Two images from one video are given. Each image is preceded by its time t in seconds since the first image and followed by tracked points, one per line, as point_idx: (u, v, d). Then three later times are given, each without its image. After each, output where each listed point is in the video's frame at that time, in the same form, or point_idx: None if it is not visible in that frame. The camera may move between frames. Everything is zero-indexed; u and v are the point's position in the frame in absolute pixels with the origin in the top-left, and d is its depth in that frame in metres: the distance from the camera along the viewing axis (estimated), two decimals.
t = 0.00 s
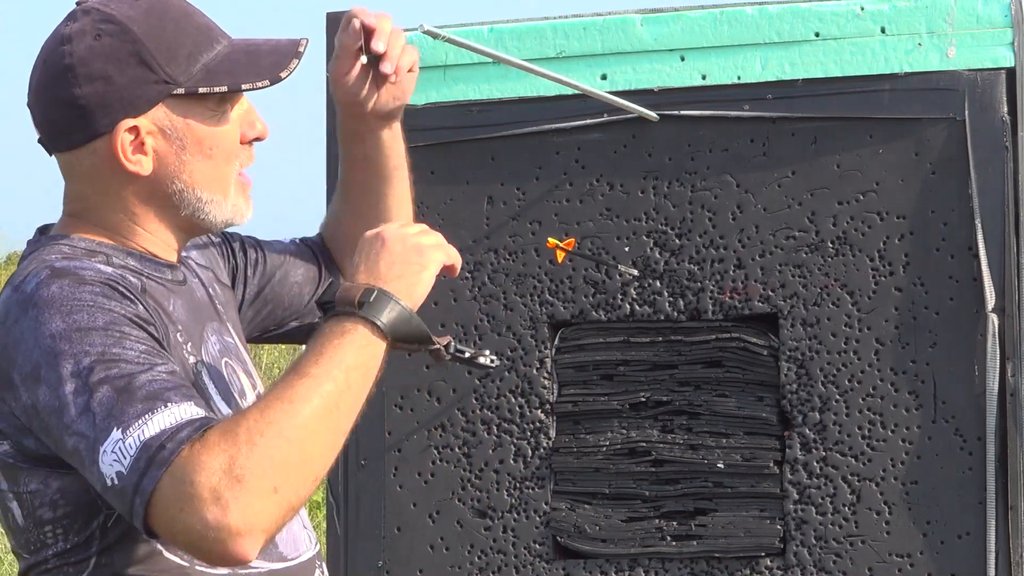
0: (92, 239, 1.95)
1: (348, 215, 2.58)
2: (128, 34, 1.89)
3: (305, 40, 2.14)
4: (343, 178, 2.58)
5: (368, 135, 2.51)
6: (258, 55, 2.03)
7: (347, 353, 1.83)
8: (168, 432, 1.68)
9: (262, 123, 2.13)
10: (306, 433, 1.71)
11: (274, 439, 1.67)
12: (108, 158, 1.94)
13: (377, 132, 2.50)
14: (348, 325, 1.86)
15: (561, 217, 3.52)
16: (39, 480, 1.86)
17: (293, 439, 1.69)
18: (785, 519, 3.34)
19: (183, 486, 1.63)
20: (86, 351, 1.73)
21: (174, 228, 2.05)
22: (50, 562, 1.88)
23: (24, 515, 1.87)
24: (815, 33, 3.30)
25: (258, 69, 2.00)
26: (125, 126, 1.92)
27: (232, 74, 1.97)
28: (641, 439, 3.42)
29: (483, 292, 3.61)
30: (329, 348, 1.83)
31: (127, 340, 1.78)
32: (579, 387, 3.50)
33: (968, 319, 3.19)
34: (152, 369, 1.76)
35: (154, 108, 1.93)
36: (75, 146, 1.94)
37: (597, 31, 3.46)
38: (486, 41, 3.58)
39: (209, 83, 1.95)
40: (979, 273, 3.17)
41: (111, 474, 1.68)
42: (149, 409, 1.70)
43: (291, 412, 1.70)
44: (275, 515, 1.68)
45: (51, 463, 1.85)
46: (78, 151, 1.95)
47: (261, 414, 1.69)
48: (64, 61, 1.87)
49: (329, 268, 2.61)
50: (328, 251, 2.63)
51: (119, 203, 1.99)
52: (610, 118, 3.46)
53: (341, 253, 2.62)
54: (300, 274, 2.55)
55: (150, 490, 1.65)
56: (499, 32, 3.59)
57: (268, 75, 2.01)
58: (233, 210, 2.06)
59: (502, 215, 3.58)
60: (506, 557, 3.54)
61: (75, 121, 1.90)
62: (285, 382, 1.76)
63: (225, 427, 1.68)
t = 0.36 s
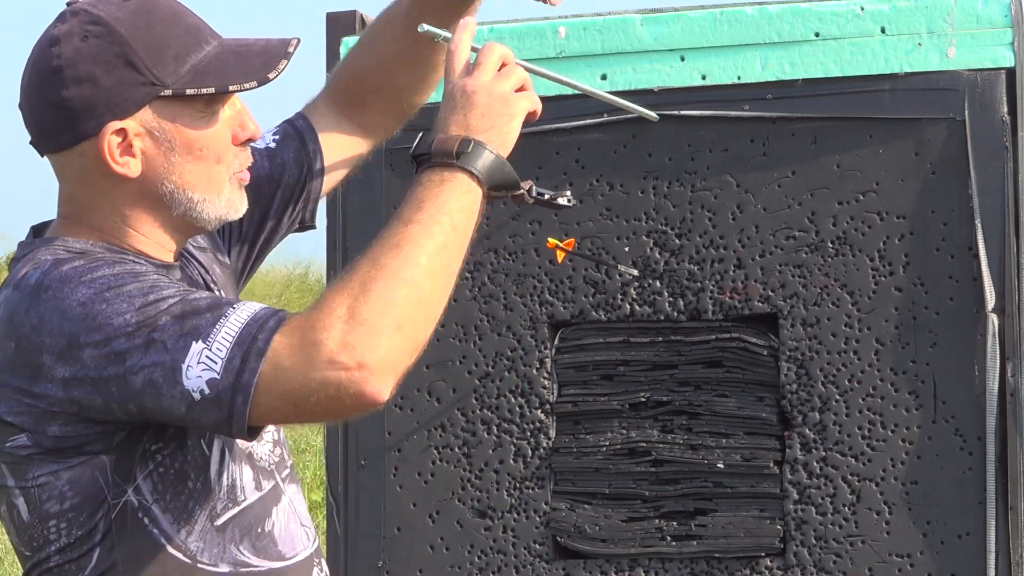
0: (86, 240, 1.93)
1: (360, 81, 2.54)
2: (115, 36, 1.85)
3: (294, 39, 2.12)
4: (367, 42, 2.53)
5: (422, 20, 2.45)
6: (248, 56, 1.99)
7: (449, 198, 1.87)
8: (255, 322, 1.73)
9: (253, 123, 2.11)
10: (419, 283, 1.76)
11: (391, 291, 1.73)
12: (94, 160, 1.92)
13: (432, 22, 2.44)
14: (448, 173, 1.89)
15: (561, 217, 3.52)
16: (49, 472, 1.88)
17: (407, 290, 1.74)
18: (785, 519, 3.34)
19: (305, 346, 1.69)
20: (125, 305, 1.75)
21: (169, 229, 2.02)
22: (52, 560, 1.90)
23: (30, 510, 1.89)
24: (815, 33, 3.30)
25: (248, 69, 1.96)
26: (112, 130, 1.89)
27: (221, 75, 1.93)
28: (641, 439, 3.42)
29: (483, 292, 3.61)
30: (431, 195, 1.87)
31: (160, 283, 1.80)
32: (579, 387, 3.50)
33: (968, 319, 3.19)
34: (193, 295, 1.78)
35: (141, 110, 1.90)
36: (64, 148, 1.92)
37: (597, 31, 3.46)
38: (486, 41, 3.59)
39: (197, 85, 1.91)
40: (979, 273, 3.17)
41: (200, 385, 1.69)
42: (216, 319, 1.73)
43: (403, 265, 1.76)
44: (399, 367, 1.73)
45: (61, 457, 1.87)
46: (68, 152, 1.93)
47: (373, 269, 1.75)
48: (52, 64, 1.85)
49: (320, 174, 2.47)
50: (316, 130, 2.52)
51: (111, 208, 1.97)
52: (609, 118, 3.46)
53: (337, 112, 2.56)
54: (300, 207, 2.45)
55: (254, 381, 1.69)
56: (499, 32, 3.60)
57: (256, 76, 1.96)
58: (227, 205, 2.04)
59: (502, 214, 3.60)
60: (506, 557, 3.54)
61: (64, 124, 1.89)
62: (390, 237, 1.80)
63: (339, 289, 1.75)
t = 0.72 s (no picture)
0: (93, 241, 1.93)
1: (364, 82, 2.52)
2: (123, 38, 1.85)
3: (301, 42, 2.11)
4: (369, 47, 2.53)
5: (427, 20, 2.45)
6: (255, 59, 1.99)
7: (460, 212, 1.92)
8: (276, 326, 1.75)
9: (259, 125, 2.12)
10: (437, 292, 1.80)
11: (413, 300, 1.76)
12: (104, 163, 1.92)
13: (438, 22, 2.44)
14: (455, 185, 1.96)
15: (561, 217, 3.52)
16: (58, 473, 1.86)
17: (424, 298, 1.78)
18: (785, 519, 3.34)
19: (330, 355, 1.71)
20: (143, 307, 1.75)
21: (173, 230, 2.03)
22: (60, 560, 1.89)
23: (37, 510, 1.88)
24: (815, 33, 3.30)
25: (254, 72, 1.96)
26: (120, 132, 1.89)
27: (228, 78, 1.93)
28: (641, 439, 3.42)
29: (483, 292, 3.61)
30: (443, 208, 1.91)
31: (177, 284, 1.80)
32: (579, 387, 3.50)
33: (968, 319, 3.19)
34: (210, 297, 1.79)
35: (149, 113, 1.90)
36: (70, 151, 1.92)
37: (597, 31, 3.47)
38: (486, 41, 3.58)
39: (205, 88, 1.91)
40: (979, 273, 3.17)
41: (219, 388, 1.71)
42: (236, 322, 1.75)
43: (419, 274, 1.80)
44: (418, 373, 1.76)
45: (71, 457, 1.86)
46: (74, 153, 1.93)
47: (390, 278, 1.78)
48: (58, 66, 1.85)
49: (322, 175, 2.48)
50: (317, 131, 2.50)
51: (116, 210, 1.97)
52: (609, 118, 3.46)
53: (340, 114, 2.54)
54: (301, 208, 2.45)
55: (274, 385, 1.71)
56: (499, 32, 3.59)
57: (264, 79, 1.97)
58: (231, 208, 2.04)
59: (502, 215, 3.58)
60: (506, 557, 3.54)
61: (70, 126, 1.88)
62: (404, 247, 1.84)
63: (355, 296, 1.77)
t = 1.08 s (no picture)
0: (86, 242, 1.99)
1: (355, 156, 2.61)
2: (108, 42, 1.89)
3: (289, 36, 2.14)
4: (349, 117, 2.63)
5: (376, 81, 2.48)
6: (244, 55, 2.03)
7: (419, 222, 1.99)
8: (253, 336, 1.81)
9: (254, 121, 2.15)
10: (404, 303, 1.87)
11: (382, 312, 1.83)
12: (95, 167, 1.97)
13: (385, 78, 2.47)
14: (416, 200, 2.02)
15: (561, 217, 3.52)
16: (45, 478, 1.91)
17: (392, 309, 1.85)
18: (785, 519, 3.34)
19: (304, 366, 1.77)
20: (122, 313, 1.80)
21: (172, 230, 2.07)
22: (53, 563, 1.94)
23: (29, 514, 1.93)
24: (815, 33, 3.30)
25: (241, 70, 2.00)
26: (110, 136, 1.94)
27: (216, 78, 1.98)
28: (641, 439, 3.42)
29: (483, 292, 3.61)
30: (403, 219, 1.98)
31: (158, 291, 1.86)
32: (579, 387, 3.51)
33: (968, 319, 3.19)
34: (188, 305, 1.85)
35: (136, 116, 1.95)
36: (64, 157, 1.97)
37: (597, 31, 3.46)
38: (486, 41, 3.58)
39: (192, 88, 1.95)
40: (979, 273, 3.17)
41: (195, 396, 1.76)
42: (213, 330, 1.81)
43: (385, 287, 1.86)
44: (392, 383, 1.82)
45: (58, 462, 1.91)
46: (66, 158, 1.98)
47: (357, 291, 1.85)
48: (47, 72, 1.89)
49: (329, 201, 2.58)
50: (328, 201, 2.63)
51: (114, 210, 2.01)
52: (609, 118, 3.46)
53: (343, 191, 2.65)
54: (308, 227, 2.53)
55: (249, 393, 1.77)
56: (499, 33, 3.58)
57: (250, 75, 2.00)
58: (234, 204, 2.08)
59: (502, 215, 3.58)
60: (506, 557, 3.54)
61: (61, 131, 1.93)
62: (369, 261, 1.90)
63: (323, 310, 1.83)
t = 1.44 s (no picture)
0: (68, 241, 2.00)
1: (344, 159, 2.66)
2: (93, 38, 1.90)
3: (276, 44, 2.15)
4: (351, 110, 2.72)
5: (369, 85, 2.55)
6: (229, 61, 2.03)
7: (390, 236, 1.97)
8: (230, 348, 1.79)
9: (240, 127, 2.15)
10: (377, 318, 1.85)
11: (354, 329, 1.81)
12: (74, 162, 1.98)
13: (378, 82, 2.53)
14: (386, 214, 2.00)
15: (561, 217, 3.52)
16: (30, 477, 1.92)
17: (365, 326, 1.82)
18: (785, 519, 3.34)
19: (275, 385, 1.75)
20: (103, 318, 1.80)
21: (152, 229, 2.08)
22: (39, 562, 1.96)
23: (13, 512, 1.94)
24: (815, 33, 3.30)
25: (226, 74, 2.00)
26: (89, 132, 1.95)
27: (200, 78, 1.98)
28: (641, 439, 3.42)
29: (483, 292, 3.61)
30: (375, 234, 1.96)
31: (141, 296, 1.85)
32: (579, 387, 3.51)
33: (968, 319, 3.19)
34: (170, 312, 1.84)
35: (117, 114, 1.95)
36: (46, 150, 1.99)
37: (597, 31, 3.46)
38: (486, 41, 3.58)
39: (175, 88, 1.95)
40: (979, 273, 3.17)
41: (170, 405, 1.76)
42: (191, 341, 1.79)
43: (357, 304, 1.84)
44: (366, 401, 1.80)
45: (40, 462, 1.92)
46: (50, 152, 1.99)
47: (329, 308, 1.82)
48: (33, 65, 1.91)
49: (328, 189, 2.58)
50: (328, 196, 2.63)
51: (95, 208, 2.03)
52: (609, 118, 3.46)
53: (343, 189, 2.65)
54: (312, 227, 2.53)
55: (223, 407, 1.75)
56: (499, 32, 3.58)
57: (233, 79, 2.00)
58: (208, 210, 2.08)
59: (502, 215, 3.58)
60: (506, 557, 3.54)
61: (43, 126, 1.95)
62: (341, 277, 1.88)
63: (295, 327, 1.81)
